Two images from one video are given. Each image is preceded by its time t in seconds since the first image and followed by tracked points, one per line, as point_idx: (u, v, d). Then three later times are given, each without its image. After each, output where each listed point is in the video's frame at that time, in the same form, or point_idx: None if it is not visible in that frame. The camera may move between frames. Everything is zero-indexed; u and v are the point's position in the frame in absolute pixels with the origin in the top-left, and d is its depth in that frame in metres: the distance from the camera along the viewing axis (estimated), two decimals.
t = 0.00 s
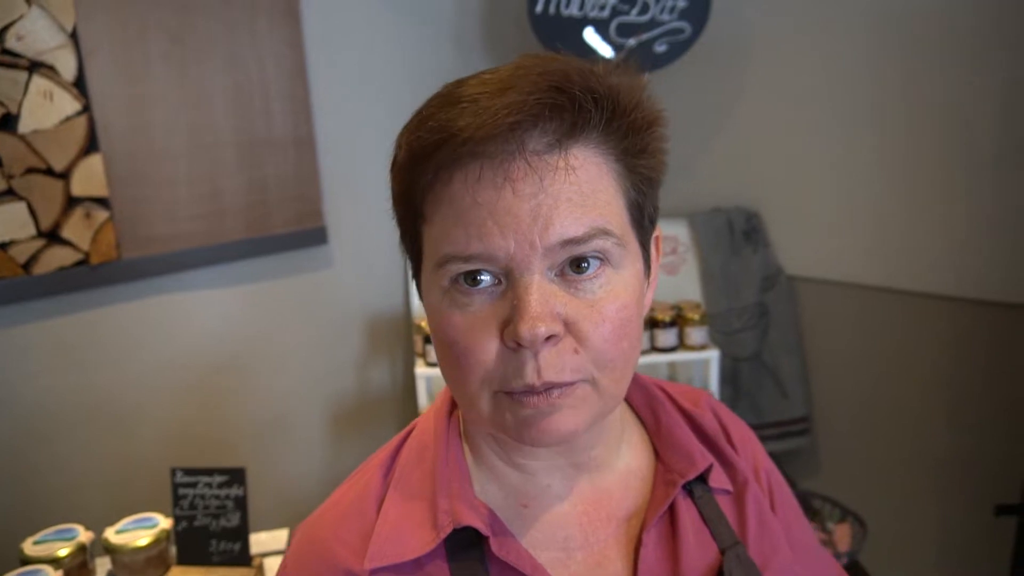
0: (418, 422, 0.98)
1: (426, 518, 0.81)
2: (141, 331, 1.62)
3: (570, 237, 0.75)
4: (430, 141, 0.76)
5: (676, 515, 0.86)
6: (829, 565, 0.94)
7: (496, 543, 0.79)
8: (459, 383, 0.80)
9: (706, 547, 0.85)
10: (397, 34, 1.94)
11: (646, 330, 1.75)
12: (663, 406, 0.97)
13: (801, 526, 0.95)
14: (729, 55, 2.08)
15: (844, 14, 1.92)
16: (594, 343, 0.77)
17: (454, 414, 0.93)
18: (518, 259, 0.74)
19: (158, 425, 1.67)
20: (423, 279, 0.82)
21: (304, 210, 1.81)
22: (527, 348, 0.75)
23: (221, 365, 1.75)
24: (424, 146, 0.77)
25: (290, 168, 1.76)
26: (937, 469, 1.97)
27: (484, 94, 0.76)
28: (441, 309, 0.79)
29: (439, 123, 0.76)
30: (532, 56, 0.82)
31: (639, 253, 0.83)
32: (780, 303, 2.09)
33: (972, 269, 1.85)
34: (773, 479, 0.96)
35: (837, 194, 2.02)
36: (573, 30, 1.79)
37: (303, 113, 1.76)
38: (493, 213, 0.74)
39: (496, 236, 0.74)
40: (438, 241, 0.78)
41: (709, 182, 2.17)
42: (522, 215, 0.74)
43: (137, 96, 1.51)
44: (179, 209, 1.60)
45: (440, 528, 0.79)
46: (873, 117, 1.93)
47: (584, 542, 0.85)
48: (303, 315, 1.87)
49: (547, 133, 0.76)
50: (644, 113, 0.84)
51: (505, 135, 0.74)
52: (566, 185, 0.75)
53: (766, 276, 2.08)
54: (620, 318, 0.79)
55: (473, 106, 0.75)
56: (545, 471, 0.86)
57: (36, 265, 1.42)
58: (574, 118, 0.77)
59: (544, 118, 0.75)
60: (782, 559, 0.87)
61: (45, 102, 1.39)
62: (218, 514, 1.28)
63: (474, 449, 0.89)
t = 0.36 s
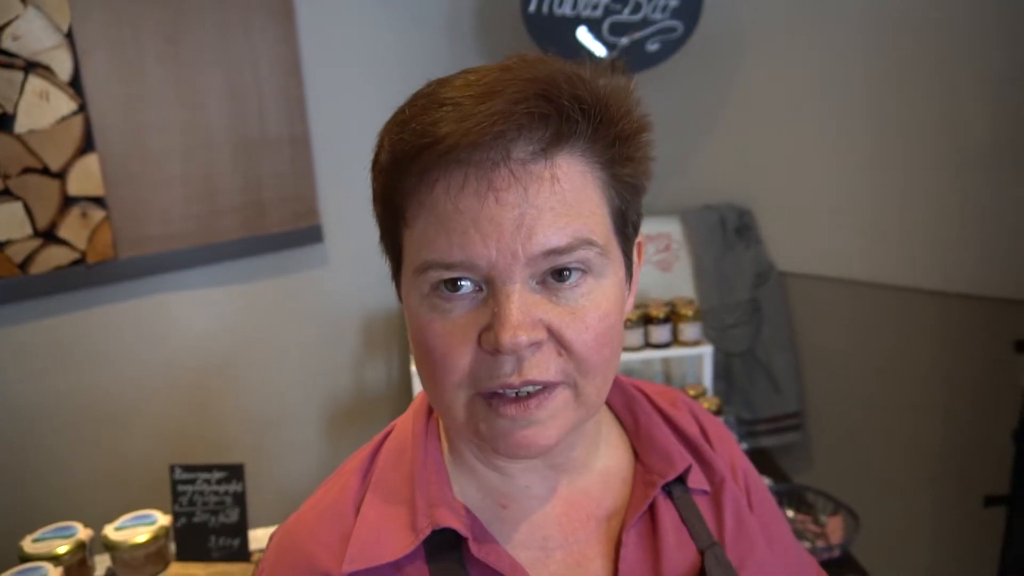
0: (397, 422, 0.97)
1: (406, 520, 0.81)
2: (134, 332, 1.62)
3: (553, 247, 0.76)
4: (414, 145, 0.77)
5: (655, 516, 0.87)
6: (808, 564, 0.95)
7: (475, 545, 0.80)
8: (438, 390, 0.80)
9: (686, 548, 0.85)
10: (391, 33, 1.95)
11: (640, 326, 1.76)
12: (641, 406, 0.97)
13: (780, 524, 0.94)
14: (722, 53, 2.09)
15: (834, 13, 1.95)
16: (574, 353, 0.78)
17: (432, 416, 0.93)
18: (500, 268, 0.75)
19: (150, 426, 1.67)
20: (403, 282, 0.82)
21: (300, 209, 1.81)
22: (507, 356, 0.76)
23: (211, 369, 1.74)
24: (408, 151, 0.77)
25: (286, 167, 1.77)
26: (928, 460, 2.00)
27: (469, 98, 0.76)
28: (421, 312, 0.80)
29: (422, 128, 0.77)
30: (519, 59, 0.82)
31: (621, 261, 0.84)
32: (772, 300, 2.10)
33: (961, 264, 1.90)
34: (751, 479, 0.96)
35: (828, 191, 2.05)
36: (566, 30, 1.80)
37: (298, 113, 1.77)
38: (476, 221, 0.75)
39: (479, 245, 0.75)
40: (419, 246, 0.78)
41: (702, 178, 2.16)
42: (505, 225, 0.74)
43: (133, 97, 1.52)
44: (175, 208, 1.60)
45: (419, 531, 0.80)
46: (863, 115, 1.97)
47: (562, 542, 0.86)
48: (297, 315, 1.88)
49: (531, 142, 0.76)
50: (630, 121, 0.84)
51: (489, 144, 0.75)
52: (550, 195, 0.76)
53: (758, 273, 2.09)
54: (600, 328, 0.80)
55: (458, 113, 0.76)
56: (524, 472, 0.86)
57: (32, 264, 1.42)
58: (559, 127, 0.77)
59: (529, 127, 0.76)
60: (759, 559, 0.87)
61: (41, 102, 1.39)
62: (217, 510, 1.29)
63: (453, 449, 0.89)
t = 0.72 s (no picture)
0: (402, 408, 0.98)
1: (412, 504, 0.82)
2: (133, 327, 1.62)
3: (534, 196, 0.77)
4: (389, 121, 0.79)
5: (659, 503, 0.87)
6: (810, 556, 0.95)
7: (481, 528, 0.80)
8: (441, 358, 0.80)
9: (689, 537, 0.86)
10: (390, 31, 1.95)
11: (637, 321, 1.77)
12: (645, 395, 0.98)
13: (782, 515, 0.95)
14: (716, 50, 2.10)
15: (830, 10, 1.96)
16: (572, 300, 0.77)
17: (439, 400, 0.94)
18: (487, 222, 0.76)
19: (150, 420, 1.67)
20: (399, 261, 0.83)
21: (298, 205, 1.81)
22: (506, 307, 0.75)
23: (208, 365, 1.74)
24: (385, 128, 0.80)
25: (284, 164, 1.77)
26: (926, 455, 2.01)
27: (434, 71, 0.80)
28: (418, 286, 0.80)
29: (395, 104, 0.79)
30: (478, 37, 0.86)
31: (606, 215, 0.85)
32: (768, 295, 2.12)
33: (959, 258, 1.91)
34: (754, 471, 0.96)
35: (824, 187, 2.07)
36: (562, 26, 1.80)
37: (295, 110, 1.77)
38: (457, 181, 0.76)
39: (463, 203, 0.76)
40: (408, 219, 0.79)
41: (699, 176, 2.18)
42: (486, 179, 0.76)
43: (131, 93, 1.52)
44: (173, 204, 1.61)
45: (425, 513, 0.80)
46: (858, 111, 1.98)
47: (568, 527, 0.86)
48: (296, 311, 1.88)
49: (501, 99, 0.78)
50: (595, 79, 0.86)
51: (460, 105, 0.77)
52: (525, 146, 0.77)
53: (755, 268, 2.11)
54: (594, 273, 0.79)
55: (425, 84, 0.79)
56: (529, 455, 0.86)
57: (30, 260, 1.42)
58: (525, 83, 0.80)
59: (496, 86, 0.79)
60: (761, 549, 0.88)
61: (38, 97, 1.39)
62: (217, 503, 1.31)
63: (459, 436, 0.89)
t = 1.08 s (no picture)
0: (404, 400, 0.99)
1: (414, 493, 0.83)
2: (134, 326, 1.62)
3: (535, 196, 0.77)
4: (394, 119, 0.80)
5: (657, 492, 0.88)
6: (808, 544, 0.96)
7: (482, 515, 0.81)
8: (445, 353, 0.81)
9: (688, 524, 0.86)
10: (390, 32, 1.96)
11: (637, 319, 1.78)
12: (643, 387, 0.98)
13: (780, 503, 0.96)
14: (714, 49, 2.10)
15: (828, 9, 1.97)
16: (571, 300, 0.78)
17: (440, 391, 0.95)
18: (487, 220, 0.76)
19: (152, 417, 1.67)
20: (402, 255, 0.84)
21: (298, 205, 1.82)
22: (506, 306, 0.76)
23: (210, 363, 1.75)
24: (388, 126, 0.80)
25: (283, 164, 1.78)
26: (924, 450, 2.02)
27: (438, 69, 0.80)
28: (421, 280, 0.81)
29: (399, 102, 0.80)
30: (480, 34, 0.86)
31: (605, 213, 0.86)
32: (768, 293, 2.12)
33: (956, 254, 1.91)
34: (751, 460, 0.97)
35: (822, 185, 2.07)
36: (561, 26, 1.80)
37: (295, 110, 1.78)
38: (460, 180, 0.76)
39: (465, 201, 0.76)
40: (412, 214, 0.80)
41: (698, 176, 2.19)
42: (487, 179, 0.76)
43: (132, 94, 1.52)
44: (173, 204, 1.61)
45: (428, 502, 0.81)
46: (856, 109, 1.99)
47: (568, 515, 0.87)
48: (297, 309, 1.89)
49: (503, 99, 0.79)
50: (594, 79, 0.87)
51: (463, 105, 0.78)
52: (525, 146, 0.78)
53: (754, 266, 2.11)
54: (592, 273, 0.80)
55: (430, 83, 0.79)
56: (529, 444, 0.87)
57: (32, 260, 1.43)
58: (527, 83, 0.80)
59: (499, 86, 0.79)
60: (758, 535, 0.89)
61: (40, 98, 1.40)
62: (219, 501, 1.32)
63: (460, 427, 0.90)
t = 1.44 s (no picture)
0: (402, 396, 0.99)
1: (412, 486, 0.83)
2: (135, 326, 1.63)
3: (529, 209, 0.78)
4: (392, 127, 0.79)
5: (652, 484, 0.89)
6: (802, 536, 0.97)
7: (479, 507, 0.82)
8: (435, 357, 0.82)
9: (683, 515, 0.87)
10: (391, 33, 1.97)
11: (637, 319, 1.78)
12: (638, 381, 0.98)
13: (775, 495, 0.97)
14: (713, 50, 2.11)
15: (827, 9, 1.97)
16: (562, 309, 0.79)
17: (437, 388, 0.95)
18: (482, 233, 0.77)
19: (152, 416, 1.68)
20: (397, 259, 0.84)
21: (298, 206, 1.82)
22: (497, 318, 0.77)
23: (211, 363, 1.75)
24: (386, 133, 0.80)
25: (283, 164, 1.78)
26: (920, 447, 2.03)
27: (439, 79, 0.79)
28: (414, 286, 0.81)
29: (399, 111, 0.79)
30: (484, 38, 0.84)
31: (601, 221, 0.86)
32: (767, 292, 2.13)
33: (955, 253, 1.92)
34: (746, 453, 0.98)
35: (821, 184, 2.08)
36: (560, 26, 1.81)
37: (296, 111, 1.78)
38: (455, 192, 0.77)
39: (460, 213, 0.77)
40: (407, 222, 0.81)
41: (697, 175, 2.20)
42: (482, 192, 0.77)
43: (132, 95, 1.53)
44: (173, 205, 1.62)
45: (426, 494, 0.81)
46: (854, 109, 2.00)
47: (564, 508, 0.88)
48: (297, 310, 1.89)
49: (502, 112, 0.78)
50: (595, 86, 0.86)
51: (462, 116, 0.77)
52: (522, 160, 0.78)
53: (753, 266, 2.12)
54: (586, 284, 0.81)
55: (430, 92, 0.78)
56: (524, 438, 0.88)
57: (33, 261, 1.43)
58: (527, 95, 0.79)
59: (498, 97, 0.78)
60: (753, 527, 0.89)
61: (41, 100, 1.40)
62: (221, 501, 1.33)
63: (456, 420, 0.91)
